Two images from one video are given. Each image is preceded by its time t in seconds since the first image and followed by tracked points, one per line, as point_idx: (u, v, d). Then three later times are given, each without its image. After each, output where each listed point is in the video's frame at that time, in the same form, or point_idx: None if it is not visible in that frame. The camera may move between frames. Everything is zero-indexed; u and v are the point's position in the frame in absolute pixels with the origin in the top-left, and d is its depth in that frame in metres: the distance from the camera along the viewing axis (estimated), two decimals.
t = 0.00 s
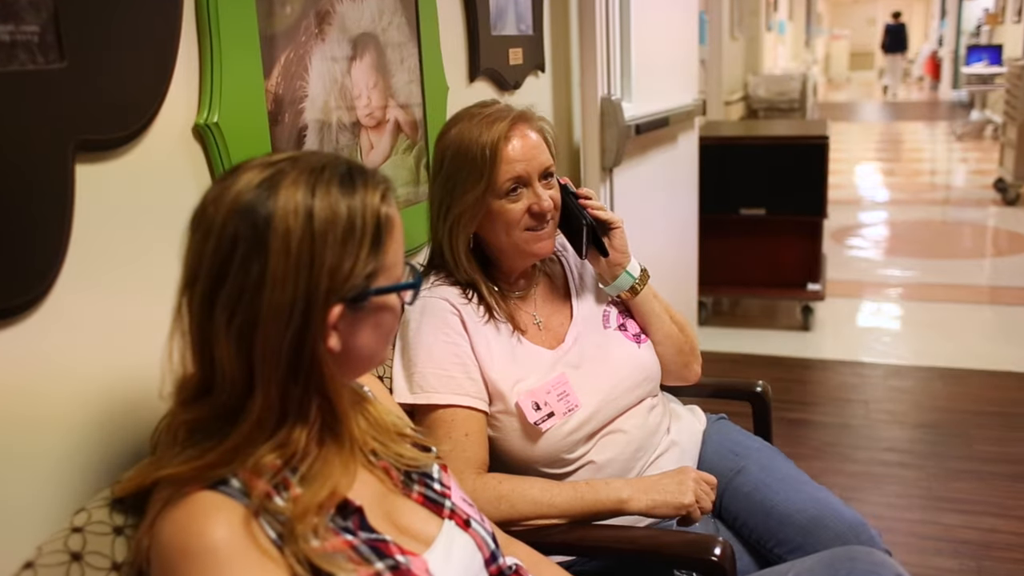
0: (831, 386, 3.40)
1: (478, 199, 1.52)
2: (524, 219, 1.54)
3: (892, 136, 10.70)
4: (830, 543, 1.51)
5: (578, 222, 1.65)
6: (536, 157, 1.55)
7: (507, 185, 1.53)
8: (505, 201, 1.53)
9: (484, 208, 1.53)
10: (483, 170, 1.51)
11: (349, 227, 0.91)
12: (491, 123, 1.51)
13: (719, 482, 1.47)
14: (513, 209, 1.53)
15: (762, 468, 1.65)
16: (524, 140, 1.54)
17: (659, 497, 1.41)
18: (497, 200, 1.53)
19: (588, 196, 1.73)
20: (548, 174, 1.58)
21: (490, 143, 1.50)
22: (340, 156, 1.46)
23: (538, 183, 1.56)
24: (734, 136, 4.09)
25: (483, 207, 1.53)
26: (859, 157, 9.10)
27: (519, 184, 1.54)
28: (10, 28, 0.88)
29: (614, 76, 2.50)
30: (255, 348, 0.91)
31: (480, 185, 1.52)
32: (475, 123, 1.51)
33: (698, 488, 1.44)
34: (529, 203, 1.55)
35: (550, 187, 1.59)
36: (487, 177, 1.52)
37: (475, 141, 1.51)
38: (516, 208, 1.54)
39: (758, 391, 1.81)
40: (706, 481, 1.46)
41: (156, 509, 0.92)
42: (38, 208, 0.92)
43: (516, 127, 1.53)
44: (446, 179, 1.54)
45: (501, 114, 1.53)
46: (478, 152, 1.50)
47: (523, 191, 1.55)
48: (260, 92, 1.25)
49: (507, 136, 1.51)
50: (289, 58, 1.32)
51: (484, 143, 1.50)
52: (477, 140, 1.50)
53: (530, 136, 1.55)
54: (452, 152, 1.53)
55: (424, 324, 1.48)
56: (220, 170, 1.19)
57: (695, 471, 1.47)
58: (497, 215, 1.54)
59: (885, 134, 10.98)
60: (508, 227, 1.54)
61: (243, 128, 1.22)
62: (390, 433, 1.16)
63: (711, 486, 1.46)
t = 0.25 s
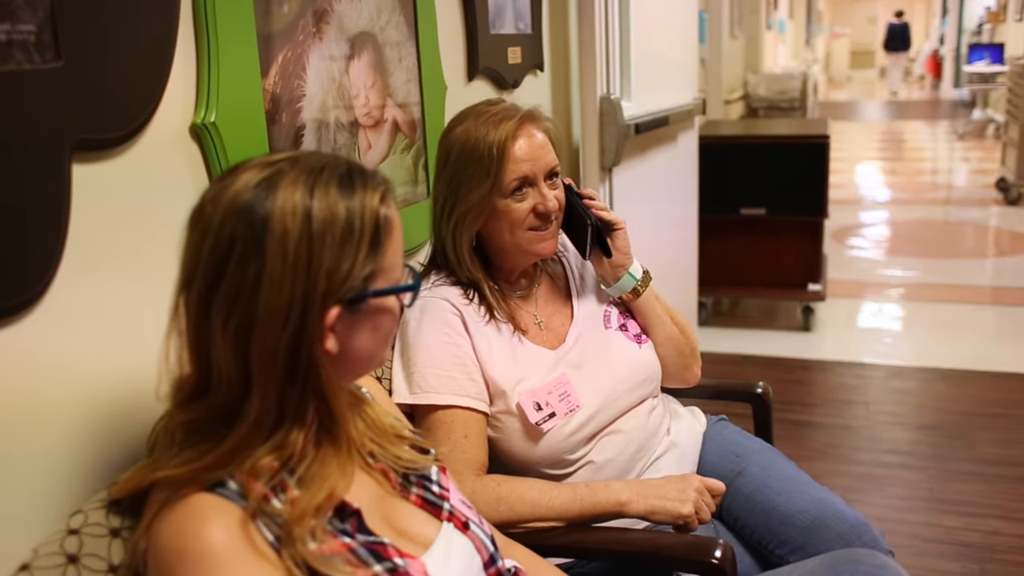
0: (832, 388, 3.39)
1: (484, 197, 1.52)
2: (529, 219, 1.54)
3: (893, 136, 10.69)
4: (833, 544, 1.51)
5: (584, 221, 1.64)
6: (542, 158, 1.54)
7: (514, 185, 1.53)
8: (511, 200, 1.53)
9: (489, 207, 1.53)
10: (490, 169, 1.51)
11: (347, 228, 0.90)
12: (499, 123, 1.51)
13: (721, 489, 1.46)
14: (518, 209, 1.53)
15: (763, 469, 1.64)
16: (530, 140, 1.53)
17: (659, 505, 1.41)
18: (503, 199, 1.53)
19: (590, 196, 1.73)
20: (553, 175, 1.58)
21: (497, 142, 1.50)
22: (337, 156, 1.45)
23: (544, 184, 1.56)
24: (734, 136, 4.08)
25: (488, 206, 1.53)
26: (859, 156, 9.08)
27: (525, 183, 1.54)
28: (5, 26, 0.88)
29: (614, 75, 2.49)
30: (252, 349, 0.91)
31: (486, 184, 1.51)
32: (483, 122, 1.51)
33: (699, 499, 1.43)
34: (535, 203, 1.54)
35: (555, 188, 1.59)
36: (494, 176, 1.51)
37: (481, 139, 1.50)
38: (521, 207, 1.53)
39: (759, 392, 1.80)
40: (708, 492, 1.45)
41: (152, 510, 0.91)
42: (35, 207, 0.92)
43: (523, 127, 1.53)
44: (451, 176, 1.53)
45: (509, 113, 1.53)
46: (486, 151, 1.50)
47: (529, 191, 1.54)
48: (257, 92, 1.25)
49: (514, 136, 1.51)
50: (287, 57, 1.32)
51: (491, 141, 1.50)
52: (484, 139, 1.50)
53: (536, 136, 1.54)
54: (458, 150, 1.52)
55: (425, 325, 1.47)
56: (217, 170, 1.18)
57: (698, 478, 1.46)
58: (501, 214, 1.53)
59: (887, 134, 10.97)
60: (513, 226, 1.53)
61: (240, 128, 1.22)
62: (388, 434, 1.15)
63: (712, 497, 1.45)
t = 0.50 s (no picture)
0: (834, 390, 3.39)
1: (485, 196, 1.51)
2: (531, 219, 1.53)
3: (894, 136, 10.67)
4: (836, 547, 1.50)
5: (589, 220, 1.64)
6: (544, 157, 1.54)
7: (516, 184, 1.52)
8: (513, 200, 1.52)
9: (490, 206, 1.52)
10: (492, 168, 1.50)
11: (345, 229, 0.90)
12: (501, 122, 1.50)
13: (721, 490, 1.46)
14: (520, 209, 1.52)
15: (765, 471, 1.64)
16: (532, 139, 1.53)
17: (659, 505, 1.40)
18: (504, 198, 1.52)
19: (592, 195, 1.72)
20: (554, 175, 1.58)
21: (499, 140, 1.49)
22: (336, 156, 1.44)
23: (546, 183, 1.55)
24: (735, 135, 4.07)
25: (490, 205, 1.52)
26: (861, 156, 9.07)
27: (528, 183, 1.53)
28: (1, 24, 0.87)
29: (614, 74, 2.48)
30: (248, 350, 0.90)
31: (488, 183, 1.50)
32: (485, 121, 1.50)
33: (699, 495, 1.42)
34: (536, 202, 1.53)
35: (557, 187, 1.58)
36: (496, 175, 1.50)
37: (484, 138, 1.49)
38: (523, 207, 1.52)
39: (760, 393, 1.80)
40: (707, 488, 1.44)
41: (147, 513, 0.91)
42: (31, 206, 0.91)
43: (525, 126, 1.52)
44: (453, 175, 1.53)
45: (510, 112, 1.52)
46: (488, 150, 1.49)
47: (530, 190, 1.53)
48: (254, 91, 1.24)
49: (516, 134, 1.50)
50: (285, 56, 1.31)
51: (493, 140, 1.49)
52: (486, 138, 1.49)
53: (538, 135, 1.54)
54: (459, 148, 1.51)
55: (424, 325, 1.46)
56: (214, 170, 1.17)
57: (698, 475, 1.45)
58: (503, 213, 1.52)
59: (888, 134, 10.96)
60: (514, 225, 1.53)
61: (238, 127, 1.21)
62: (384, 436, 1.15)
63: (712, 493, 1.44)
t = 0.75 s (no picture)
0: (836, 392, 3.38)
1: (487, 197, 1.50)
2: (533, 220, 1.52)
3: (896, 137, 10.67)
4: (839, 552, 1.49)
5: (591, 221, 1.63)
6: (546, 158, 1.53)
7: (518, 185, 1.51)
8: (515, 201, 1.52)
9: (492, 207, 1.51)
10: (495, 169, 1.49)
11: (331, 231, 0.89)
12: (504, 122, 1.49)
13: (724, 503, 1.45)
14: (523, 209, 1.51)
15: (767, 475, 1.63)
16: (535, 140, 1.52)
17: (659, 512, 1.39)
18: (507, 199, 1.51)
19: (593, 195, 1.72)
20: (556, 176, 1.57)
21: (502, 141, 1.48)
22: (334, 155, 1.43)
23: (549, 184, 1.54)
24: (736, 136, 4.07)
25: (491, 206, 1.51)
26: (863, 157, 9.06)
27: (531, 184, 1.53)
28: None
29: (614, 74, 2.48)
30: (229, 345, 0.89)
31: (490, 183, 1.50)
32: (488, 121, 1.49)
33: (699, 508, 1.42)
34: (539, 203, 1.53)
35: (559, 188, 1.58)
36: (498, 176, 1.50)
37: (486, 138, 1.49)
38: (526, 208, 1.52)
39: (762, 395, 1.78)
40: (709, 500, 1.44)
41: (142, 517, 0.90)
42: (29, 206, 0.91)
43: (528, 127, 1.52)
44: (454, 175, 1.52)
45: (513, 113, 1.51)
46: (491, 150, 1.48)
47: (533, 190, 1.53)
48: (251, 91, 1.23)
49: (519, 135, 1.50)
50: (283, 54, 1.30)
51: (495, 141, 1.48)
52: (489, 138, 1.48)
53: (541, 136, 1.53)
54: (461, 148, 1.51)
55: (422, 328, 1.45)
56: (212, 170, 1.17)
57: (700, 488, 1.45)
58: (505, 214, 1.52)
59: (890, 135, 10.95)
60: (517, 226, 1.52)
61: (237, 126, 1.20)
62: (384, 445, 1.15)
63: (714, 505, 1.44)
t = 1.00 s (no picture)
0: (838, 395, 3.37)
1: (490, 197, 1.50)
2: (535, 220, 1.52)
3: (898, 137, 10.65)
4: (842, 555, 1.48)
5: (592, 223, 1.63)
6: (549, 158, 1.52)
7: (521, 185, 1.51)
8: (517, 200, 1.51)
9: (495, 207, 1.51)
10: (498, 168, 1.48)
11: (290, 224, 0.91)
12: (507, 121, 1.49)
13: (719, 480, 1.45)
14: (524, 210, 1.51)
15: (768, 478, 1.62)
16: (538, 139, 1.51)
17: (658, 504, 1.39)
18: (509, 199, 1.51)
19: (595, 197, 1.71)
20: (559, 176, 1.56)
21: (506, 141, 1.48)
22: (333, 156, 1.43)
23: (551, 184, 1.54)
24: (737, 136, 4.06)
25: (494, 206, 1.51)
26: (865, 158, 9.05)
27: (533, 184, 1.52)
28: None
29: (615, 74, 2.47)
30: (190, 326, 0.93)
31: (493, 183, 1.49)
32: (491, 121, 1.49)
33: (696, 489, 1.41)
34: (541, 204, 1.52)
35: (562, 188, 1.57)
36: (501, 176, 1.49)
37: (489, 137, 1.48)
38: (528, 208, 1.51)
39: (763, 398, 1.77)
40: (706, 480, 1.43)
41: (139, 520, 0.92)
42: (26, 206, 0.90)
43: (531, 127, 1.51)
44: (456, 173, 1.51)
45: (517, 113, 1.51)
46: (494, 150, 1.48)
47: (535, 191, 1.52)
48: (250, 91, 1.22)
49: (522, 135, 1.49)
50: (282, 54, 1.29)
51: (499, 140, 1.48)
52: (492, 137, 1.48)
53: (544, 135, 1.52)
54: (463, 147, 1.50)
55: (423, 329, 1.44)
56: (210, 170, 1.16)
57: (695, 470, 1.44)
58: (507, 214, 1.51)
59: (892, 135, 10.93)
60: (519, 226, 1.51)
61: (235, 126, 1.19)
62: (387, 457, 1.18)
63: (711, 486, 1.43)
